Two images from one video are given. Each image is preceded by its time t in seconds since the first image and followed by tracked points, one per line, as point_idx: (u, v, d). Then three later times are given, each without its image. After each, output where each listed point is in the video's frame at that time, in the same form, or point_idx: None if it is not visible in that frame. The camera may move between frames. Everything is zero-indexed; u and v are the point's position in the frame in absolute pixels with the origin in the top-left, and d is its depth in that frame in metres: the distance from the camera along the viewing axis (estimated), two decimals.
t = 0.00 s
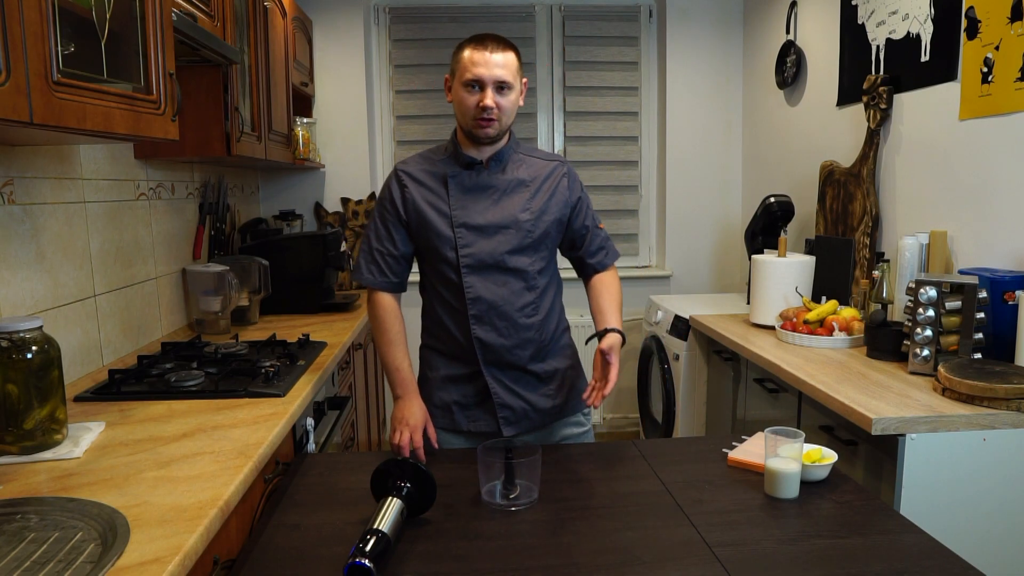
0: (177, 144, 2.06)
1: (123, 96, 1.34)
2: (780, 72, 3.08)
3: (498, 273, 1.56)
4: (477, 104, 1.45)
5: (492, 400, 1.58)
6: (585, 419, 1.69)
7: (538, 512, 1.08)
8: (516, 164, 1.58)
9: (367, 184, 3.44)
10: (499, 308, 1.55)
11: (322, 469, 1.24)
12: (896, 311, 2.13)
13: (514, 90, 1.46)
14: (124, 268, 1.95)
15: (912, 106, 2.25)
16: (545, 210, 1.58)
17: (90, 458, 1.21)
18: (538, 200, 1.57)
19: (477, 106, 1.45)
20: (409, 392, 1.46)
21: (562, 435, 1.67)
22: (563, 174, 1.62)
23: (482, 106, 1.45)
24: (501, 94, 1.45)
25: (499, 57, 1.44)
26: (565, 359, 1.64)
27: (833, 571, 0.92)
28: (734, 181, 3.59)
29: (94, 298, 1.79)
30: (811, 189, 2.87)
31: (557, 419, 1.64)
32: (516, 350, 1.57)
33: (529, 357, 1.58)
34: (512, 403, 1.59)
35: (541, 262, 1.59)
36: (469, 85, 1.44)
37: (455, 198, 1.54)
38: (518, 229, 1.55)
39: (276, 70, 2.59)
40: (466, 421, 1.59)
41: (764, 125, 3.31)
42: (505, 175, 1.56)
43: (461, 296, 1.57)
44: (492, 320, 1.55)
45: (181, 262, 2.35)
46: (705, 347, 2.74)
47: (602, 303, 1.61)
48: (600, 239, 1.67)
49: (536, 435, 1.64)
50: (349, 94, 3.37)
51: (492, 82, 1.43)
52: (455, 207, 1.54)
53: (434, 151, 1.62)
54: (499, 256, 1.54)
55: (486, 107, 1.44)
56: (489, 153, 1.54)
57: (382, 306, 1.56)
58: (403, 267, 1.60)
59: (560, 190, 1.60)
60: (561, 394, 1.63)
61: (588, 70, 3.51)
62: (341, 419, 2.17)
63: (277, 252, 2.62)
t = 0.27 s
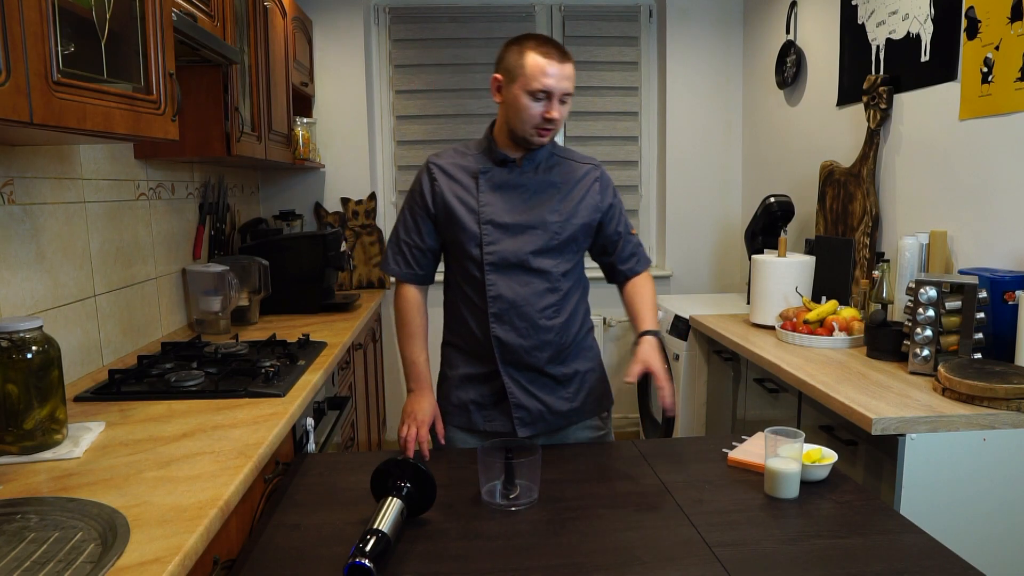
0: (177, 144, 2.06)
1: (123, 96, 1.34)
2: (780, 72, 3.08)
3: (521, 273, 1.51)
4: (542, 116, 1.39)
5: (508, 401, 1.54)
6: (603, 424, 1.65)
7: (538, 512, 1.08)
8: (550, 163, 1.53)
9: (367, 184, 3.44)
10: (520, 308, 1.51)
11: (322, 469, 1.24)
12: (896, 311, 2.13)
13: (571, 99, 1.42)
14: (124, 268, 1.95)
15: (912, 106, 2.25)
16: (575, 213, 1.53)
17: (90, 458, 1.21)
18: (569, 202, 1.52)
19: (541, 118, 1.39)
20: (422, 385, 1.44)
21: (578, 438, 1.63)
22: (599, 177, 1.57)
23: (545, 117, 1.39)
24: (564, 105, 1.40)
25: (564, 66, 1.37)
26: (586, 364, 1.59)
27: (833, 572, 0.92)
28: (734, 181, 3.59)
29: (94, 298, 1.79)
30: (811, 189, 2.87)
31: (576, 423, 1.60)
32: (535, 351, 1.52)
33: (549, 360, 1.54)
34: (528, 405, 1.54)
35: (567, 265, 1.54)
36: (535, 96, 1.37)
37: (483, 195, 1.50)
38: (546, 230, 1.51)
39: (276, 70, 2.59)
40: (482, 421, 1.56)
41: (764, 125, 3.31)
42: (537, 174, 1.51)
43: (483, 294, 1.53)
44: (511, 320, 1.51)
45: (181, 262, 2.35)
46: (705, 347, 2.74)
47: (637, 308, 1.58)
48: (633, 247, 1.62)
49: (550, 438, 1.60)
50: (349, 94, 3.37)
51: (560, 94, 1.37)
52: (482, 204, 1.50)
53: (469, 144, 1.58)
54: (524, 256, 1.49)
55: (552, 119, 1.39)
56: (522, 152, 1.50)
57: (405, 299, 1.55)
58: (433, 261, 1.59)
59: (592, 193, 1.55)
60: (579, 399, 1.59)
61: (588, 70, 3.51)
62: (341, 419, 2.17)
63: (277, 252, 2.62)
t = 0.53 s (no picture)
0: (177, 144, 2.06)
1: (123, 96, 1.34)
2: (780, 72, 3.08)
3: (549, 278, 1.51)
4: (598, 124, 1.39)
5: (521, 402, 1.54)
6: (614, 426, 1.65)
7: (537, 512, 1.08)
8: (592, 171, 1.51)
9: (367, 185, 3.44)
10: (544, 314, 1.50)
11: (322, 469, 1.24)
12: (896, 311, 2.13)
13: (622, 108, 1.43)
14: (124, 268, 1.95)
15: (912, 106, 2.25)
16: (609, 224, 1.52)
17: (90, 458, 1.21)
18: (606, 212, 1.51)
19: (597, 126, 1.39)
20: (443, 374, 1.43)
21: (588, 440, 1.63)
22: (640, 189, 1.55)
23: (600, 127, 1.39)
24: (618, 115, 1.41)
25: (621, 77, 1.37)
26: (602, 369, 1.60)
27: (833, 572, 0.92)
28: (734, 181, 3.59)
29: (94, 298, 1.79)
30: (811, 189, 2.87)
31: (589, 425, 1.60)
32: (553, 357, 1.52)
33: (564, 366, 1.54)
34: (540, 407, 1.54)
35: (595, 274, 1.54)
36: (593, 104, 1.37)
37: (520, 196, 1.49)
38: (579, 239, 1.50)
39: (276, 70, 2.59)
40: (492, 418, 1.56)
41: (764, 125, 3.31)
42: (577, 181, 1.50)
43: (509, 295, 1.52)
44: (534, 324, 1.51)
45: (181, 262, 2.35)
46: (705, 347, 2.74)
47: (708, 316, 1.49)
48: (674, 257, 1.56)
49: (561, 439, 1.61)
50: (349, 94, 3.37)
51: (617, 104, 1.38)
52: (518, 205, 1.49)
53: (511, 140, 1.55)
54: (554, 262, 1.49)
55: (606, 129, 1.39)
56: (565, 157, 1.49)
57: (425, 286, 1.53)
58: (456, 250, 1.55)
59: (629, 205, 1.54)
60: (592, 403, 1.59)
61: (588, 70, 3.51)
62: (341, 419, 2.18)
63: (277, 252, 2.62)
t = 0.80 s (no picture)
0: (177, 144, 2.06)
1: (122, 96, 1.34)
2: (780, 72, 3.08)
3: (582, 289, 1.52)
4: (652, 140, 1.37)
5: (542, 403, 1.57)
6: (627, 423, 1.70)
7: (537, 512, 1.08)
8: (634, 186, 1.49)
9: (367, 185, 3.44)
10: (573, 323, 1.53)
11: (322, 469, 1.24)
12: (896, 311, 2.13)
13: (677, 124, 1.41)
14: (124, 268, 1.95)
15: (912, 106, 2.25)
16: (649, 240, 1.52)
17: (90, 458, 1.21)
18: (647, 229, 1.51)
19: (651, 142, 1.37)
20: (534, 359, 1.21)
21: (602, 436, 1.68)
22: (679, 205, 1.55)
23: (652, 143, 1.37)
24: (673, 132, 1.39)
25: (680, 95, 1.35)
26: (616, 370, 1.66)
27: (833, 572, 0.92)
28: (734, 181, 3.60)
29: (94, 298, 1.79)
30: (811, 189, 2.87)
31: (603, 424, 1.66)
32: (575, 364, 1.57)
33: (582, 369, 1.59)
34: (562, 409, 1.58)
35: (627, 286, 1.55)
36: (650, 119, 1.35)
37: (567, 208, 1.45)
38: (620, 255, 1.49)
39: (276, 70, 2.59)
40: (509, 416, 1.58)
41: (764, 126, 3.31)
42: (621, 196, 1.48)
43: (541, 303, 1.52)
44: (563, 332, 1.53)
45: (181, 262, 2.35)
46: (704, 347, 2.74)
47: (744, 338, 1.50)
48: (708, 272, 1.57)
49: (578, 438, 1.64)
50: (349, 94, 3.37)
51: (674, 122, 1.36)
52: (565, 216, 1.45)
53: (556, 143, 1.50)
54: (591, 276, 1.50)
55: (658, 146, 1.38)
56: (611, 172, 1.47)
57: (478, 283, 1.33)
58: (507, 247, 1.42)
59: (668, 221, 1.53)
60: (608, 403, 1.65)
61: (588, 70, 3.51)
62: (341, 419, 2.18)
63: (277, 252, 2.62)
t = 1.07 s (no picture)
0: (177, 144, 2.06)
1: (122, 96, 1.34)
2: (780, 72, 3.08)
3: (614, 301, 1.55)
4: (682, 152, 1.37)
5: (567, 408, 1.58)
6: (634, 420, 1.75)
7: (537, 512, 1.08)
8: (665, 199, 1.51)
9: (367, 185, 3.44)
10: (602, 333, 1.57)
11: (322, 469, 1.24)
12: (896, 311, 2.13)
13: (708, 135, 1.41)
14: (124, 268, 1.95)
15: (912, 106, 2.25)
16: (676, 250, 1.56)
17: (90, 458, 1.21)
18: (677, 242, 1.54)
19: (681, 153, 1.38)
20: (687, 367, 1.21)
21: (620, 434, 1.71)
22: (699, 212, 1.58)
23: (682, 156, 1.38)
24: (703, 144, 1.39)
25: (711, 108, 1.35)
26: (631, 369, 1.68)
27: (833, 572, 0.92)
28: (734, 181, 3.60)
29: (94, 298, 1.79)
30: (811, 189, 2.87)
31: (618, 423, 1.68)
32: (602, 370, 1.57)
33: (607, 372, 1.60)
34: (586, 412, 1.58)
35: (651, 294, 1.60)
36: (679, 132, 1.35)
37: (612, 227, 1.44)
38: (654, 270, 1.53)
39: (276, 70, 2.59)
40: (532, 418, 1.60)
41: (764, 125, 3.31)
42: (656, 212, 1.49)
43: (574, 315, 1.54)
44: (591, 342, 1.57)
45: (181, 262, 2.36)
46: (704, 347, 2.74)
47: (747, 342, 1.50)
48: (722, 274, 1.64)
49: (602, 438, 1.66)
50: (349, 94, 3.37)
51: (703, 134, 1.35)
52: (612, 236, 1.44)
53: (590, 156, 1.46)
54: (627, 291, 1.53)
55: (688, 159, 1.38)
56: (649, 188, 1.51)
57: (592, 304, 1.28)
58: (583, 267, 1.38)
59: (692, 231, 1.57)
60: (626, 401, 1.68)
61: (588, 70, 3.51)
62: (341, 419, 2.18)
63: (277, 252, 2.62)
